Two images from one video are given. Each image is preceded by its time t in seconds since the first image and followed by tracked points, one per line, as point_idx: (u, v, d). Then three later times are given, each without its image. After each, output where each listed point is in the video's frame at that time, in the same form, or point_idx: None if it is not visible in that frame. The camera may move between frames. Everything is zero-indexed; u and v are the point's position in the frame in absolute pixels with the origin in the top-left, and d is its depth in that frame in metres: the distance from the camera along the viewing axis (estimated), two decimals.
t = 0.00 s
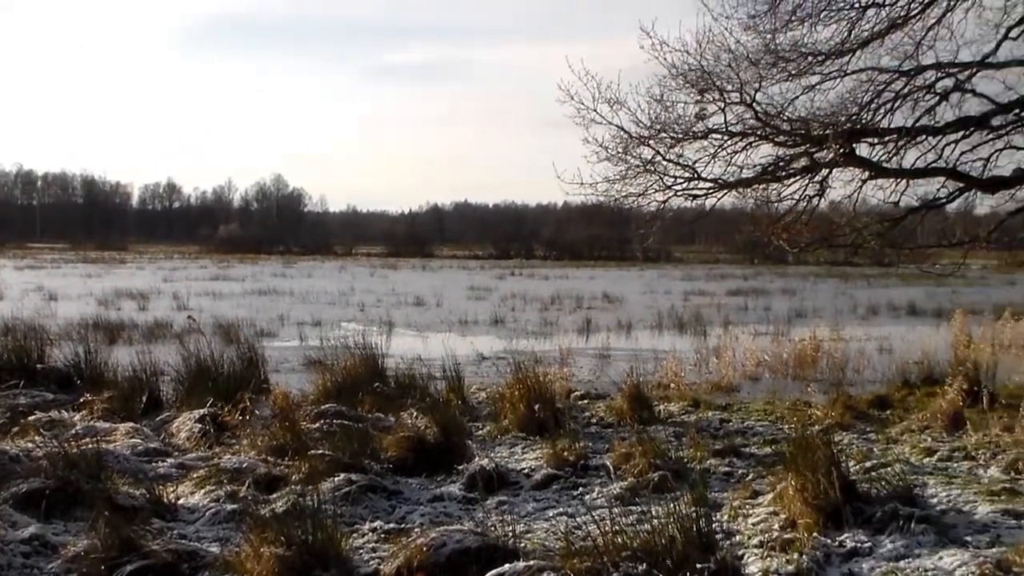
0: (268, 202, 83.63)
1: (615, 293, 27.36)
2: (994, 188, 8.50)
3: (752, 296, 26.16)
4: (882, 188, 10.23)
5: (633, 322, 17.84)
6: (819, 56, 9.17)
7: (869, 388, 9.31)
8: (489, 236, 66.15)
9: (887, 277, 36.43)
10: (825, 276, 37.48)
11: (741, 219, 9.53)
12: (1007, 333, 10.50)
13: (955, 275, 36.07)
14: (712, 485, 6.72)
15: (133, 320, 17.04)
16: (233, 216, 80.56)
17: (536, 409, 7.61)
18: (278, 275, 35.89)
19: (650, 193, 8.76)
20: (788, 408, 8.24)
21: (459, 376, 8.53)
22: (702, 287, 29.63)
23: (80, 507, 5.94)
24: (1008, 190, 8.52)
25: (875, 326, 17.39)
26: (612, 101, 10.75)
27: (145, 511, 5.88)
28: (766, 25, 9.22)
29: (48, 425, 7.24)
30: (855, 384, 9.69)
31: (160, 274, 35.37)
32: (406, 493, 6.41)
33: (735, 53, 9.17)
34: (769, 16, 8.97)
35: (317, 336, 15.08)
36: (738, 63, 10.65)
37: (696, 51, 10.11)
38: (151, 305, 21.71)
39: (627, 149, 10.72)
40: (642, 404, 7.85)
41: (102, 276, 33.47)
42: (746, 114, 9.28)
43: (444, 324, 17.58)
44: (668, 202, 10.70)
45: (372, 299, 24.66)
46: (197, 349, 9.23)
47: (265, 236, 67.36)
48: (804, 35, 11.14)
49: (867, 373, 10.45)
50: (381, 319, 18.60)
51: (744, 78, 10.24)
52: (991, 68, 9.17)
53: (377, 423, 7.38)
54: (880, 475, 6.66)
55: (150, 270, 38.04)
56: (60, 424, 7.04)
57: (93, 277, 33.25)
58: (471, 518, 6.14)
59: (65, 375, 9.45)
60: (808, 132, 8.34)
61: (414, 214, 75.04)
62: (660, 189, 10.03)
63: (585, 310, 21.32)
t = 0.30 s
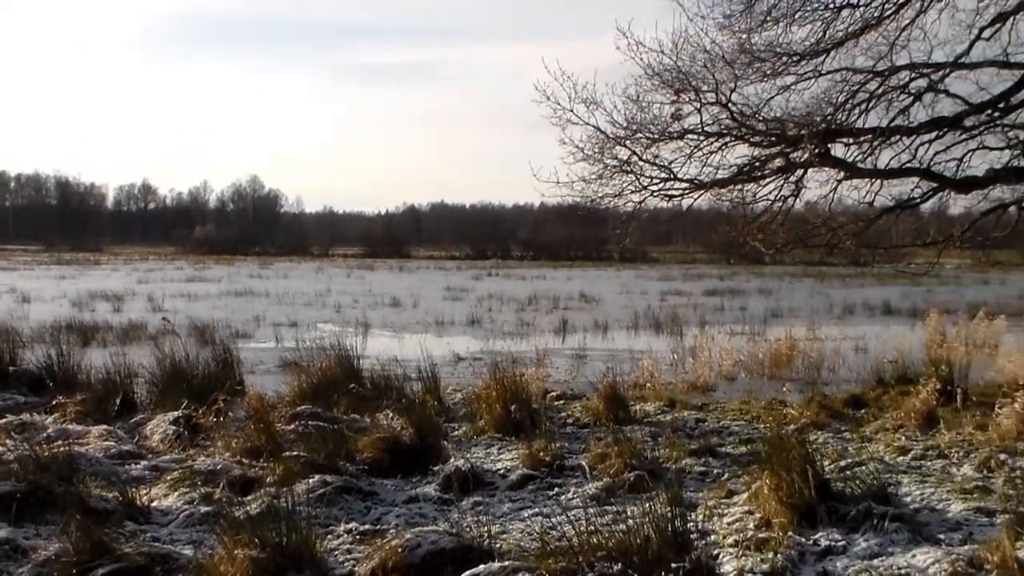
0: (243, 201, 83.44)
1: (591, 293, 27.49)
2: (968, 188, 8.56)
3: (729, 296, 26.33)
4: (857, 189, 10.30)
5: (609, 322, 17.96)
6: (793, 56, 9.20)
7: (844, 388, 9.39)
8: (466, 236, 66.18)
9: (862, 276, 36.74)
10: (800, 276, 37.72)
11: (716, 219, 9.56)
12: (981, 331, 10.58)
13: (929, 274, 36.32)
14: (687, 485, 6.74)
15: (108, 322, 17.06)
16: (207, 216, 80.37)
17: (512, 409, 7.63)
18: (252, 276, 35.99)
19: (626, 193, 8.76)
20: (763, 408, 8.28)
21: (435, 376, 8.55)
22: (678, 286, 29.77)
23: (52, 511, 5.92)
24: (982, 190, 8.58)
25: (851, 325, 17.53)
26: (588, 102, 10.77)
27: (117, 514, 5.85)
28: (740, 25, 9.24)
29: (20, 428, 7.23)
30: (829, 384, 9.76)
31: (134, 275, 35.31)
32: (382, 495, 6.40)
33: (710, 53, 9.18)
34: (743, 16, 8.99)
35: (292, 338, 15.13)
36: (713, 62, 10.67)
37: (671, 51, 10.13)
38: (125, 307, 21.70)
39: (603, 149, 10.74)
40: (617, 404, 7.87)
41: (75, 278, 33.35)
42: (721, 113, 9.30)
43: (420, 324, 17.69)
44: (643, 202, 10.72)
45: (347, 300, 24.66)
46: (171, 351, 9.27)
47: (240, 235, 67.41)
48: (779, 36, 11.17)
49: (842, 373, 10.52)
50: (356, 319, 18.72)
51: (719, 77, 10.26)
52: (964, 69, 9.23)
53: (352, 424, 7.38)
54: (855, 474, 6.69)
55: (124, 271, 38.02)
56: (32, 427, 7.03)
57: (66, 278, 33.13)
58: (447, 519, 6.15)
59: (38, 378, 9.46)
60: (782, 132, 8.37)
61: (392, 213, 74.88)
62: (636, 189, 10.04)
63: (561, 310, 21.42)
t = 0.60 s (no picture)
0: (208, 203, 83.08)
1: (557, 294, 27.70)
2: (932, 189, 8.65)
3: (695, 296, 26.65)
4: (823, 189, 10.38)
5: (575, 322, 18.13)
6: (758, 58, 9.26)
7: (808, 388, 9.52)
8: (432, 238, 66.22)
9: (828, 276, 37.23)
10: (766, 277, 38.07)
11: (684, 219, 9.62)
12: (943, 331, 10.72)
13: (892, 274, 36.85)
14: (653, 485, 6.78)
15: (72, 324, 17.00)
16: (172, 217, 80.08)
17: (478, 410, 7.65)
18: (215, 278, 35.89)
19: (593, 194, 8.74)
20: (728, 408, 8.35)
21: (401, 377, 8.58)
22: (644, 287, 29.95)
23: (12, 516, 5.87)
24: (945, 190, 8.68)
25: (815, 325, 17.75)
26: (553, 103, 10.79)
27: (78, 518, 5.81)
28: (705, 26, 9.28)
29: None
30: (794, 384, 9.85)
31: (97, 277, 35.09)
32: (346, 497, 6.39)
33: (675, 54, 9.22)
34: (709, 17, 9.03)
35: (257, 340, 15.14)
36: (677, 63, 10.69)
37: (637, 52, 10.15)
38: (88, 309, 21.60)
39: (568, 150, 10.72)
40: (583, 405, 7.92)
41: (37, 280, 33.13)
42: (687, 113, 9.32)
43: (385, 325, 17.84)
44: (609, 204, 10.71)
45: (313, 301, 24.66)
46: (134, 354, 9.29)
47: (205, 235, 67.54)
48: (744, 37, 11.24)
49: (806, 373, 10.64)
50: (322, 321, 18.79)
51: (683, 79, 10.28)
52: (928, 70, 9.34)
53: (317, 426, 7.37)
54: (818, 473, 6.74)
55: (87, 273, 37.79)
56: None
57: (26, 280, 32.93)
58: (412, 520, 6.14)
59: None
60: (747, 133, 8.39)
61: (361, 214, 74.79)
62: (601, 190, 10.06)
63: (528, 311, 21.56)
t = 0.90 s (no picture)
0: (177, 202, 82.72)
1: (525, 296, 27.97)
2: (899, 192, 8.75)
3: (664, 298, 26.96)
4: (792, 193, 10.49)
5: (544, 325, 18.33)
6: (727, 60, 9.34)
7: (776, 391, 9.69)
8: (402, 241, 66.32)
9: (797, 278, 37.71)
10: (734, 279, 38.52)
11: (655, 222, 9.67)
12: (911, 333, 10.85)
13: (858, 278, 37.38)
14: (622, 488, 6.81)
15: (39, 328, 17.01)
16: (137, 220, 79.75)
17: (447, 414, 7.70)
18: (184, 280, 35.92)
19: (563, 196, 8.76)
20: (697, 410, 8.44)
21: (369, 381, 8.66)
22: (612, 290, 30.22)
23: None
24: (912, 194, 8.80)
25: (783, 328, 17.98)
26: (521, 107, 10.84)
27: (43, 524, 5.78)
28: (675, 30, 9.35)
29: None
30: (762, 387, 9.95)
31: (63, 279, 35.00)
32: (314, 501, 6.39)
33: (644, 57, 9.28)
34: (678, 20, 9.10)
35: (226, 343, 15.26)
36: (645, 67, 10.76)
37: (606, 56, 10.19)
38: (53, 313, 21.58)
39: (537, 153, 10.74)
40: (552, 407, 7.98)
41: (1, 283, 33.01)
42: (656, 117, 9.37)
43: (352, 329, 18.15)
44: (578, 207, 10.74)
45: (280, 306, 24.72)
46: (101, 358, 9.36)
47: (174, 236, 67.64)
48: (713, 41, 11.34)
49: (775, 375, 10.77)
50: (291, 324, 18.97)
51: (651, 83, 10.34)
52: (895, 75, 9.47)
53: (286, 429, 7.39)
54: (786, 475, 6.79)
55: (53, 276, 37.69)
56: None
57: None
58: (380, 524, 6.14)
59: None
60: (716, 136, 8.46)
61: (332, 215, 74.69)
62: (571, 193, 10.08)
63: (496, 313, 21.72)
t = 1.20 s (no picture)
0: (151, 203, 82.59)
1: (495, 297, 28.22)
2: (867, 194, 8.86)
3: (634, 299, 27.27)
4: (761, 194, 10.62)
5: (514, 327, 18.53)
6: (695, 63, 9.44)
7: (745, 392, 9.84)
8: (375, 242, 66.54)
9: (766, 278, 38.17)
10: (705, 281, 39.03)
11: (626, 223, 9.73)
12: (879, 334, 11.00)
13: (827, 279, 37.88)
14: (591, 489, 6.85)
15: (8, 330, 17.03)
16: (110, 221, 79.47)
17: (416, 415, 7.75)
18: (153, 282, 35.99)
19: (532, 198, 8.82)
20: (666, 412, 8.54)
21: (340, 384, 8.75)
22: (583, 291, 30.49)
23: None
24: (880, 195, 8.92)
25: (753, 329, 18.18)
26: (490, 109, 10.91)
27: (7, 528, 5.75)
28: (644, 32, 9.41)
29: None
30: (732, 389, 10.05)
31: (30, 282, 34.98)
32: (283, 502, 6.39)
33: (614, 59, 9.35)
34: (647, 23, 9.17)
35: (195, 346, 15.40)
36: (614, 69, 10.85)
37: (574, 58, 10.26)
38: (21, 315, 21.57)
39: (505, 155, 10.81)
40: (521, 409, 8.05)
41: None
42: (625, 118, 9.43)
43: (320, 332, 18.33)
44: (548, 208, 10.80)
45: (250, 307, 24.76)
46: (69, 361, 9.44)
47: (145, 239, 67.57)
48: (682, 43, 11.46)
49: (744, 376, 10.91)
50: (259, 327, 19.06)
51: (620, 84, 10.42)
52: (862, 77, 9.58)
53: (254, 431, 7.43)
54: (754, 475, 6.83)
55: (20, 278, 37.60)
56: None
57: None
58: (349, 526, 6.13)
59: None
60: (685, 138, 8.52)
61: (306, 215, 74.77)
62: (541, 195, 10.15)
63: (466, 315, 21.89)
